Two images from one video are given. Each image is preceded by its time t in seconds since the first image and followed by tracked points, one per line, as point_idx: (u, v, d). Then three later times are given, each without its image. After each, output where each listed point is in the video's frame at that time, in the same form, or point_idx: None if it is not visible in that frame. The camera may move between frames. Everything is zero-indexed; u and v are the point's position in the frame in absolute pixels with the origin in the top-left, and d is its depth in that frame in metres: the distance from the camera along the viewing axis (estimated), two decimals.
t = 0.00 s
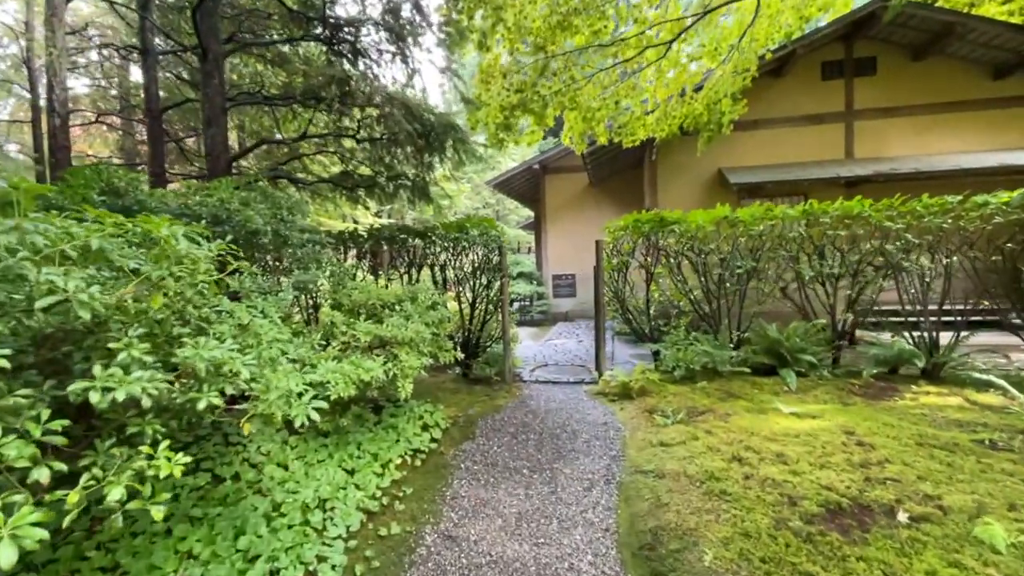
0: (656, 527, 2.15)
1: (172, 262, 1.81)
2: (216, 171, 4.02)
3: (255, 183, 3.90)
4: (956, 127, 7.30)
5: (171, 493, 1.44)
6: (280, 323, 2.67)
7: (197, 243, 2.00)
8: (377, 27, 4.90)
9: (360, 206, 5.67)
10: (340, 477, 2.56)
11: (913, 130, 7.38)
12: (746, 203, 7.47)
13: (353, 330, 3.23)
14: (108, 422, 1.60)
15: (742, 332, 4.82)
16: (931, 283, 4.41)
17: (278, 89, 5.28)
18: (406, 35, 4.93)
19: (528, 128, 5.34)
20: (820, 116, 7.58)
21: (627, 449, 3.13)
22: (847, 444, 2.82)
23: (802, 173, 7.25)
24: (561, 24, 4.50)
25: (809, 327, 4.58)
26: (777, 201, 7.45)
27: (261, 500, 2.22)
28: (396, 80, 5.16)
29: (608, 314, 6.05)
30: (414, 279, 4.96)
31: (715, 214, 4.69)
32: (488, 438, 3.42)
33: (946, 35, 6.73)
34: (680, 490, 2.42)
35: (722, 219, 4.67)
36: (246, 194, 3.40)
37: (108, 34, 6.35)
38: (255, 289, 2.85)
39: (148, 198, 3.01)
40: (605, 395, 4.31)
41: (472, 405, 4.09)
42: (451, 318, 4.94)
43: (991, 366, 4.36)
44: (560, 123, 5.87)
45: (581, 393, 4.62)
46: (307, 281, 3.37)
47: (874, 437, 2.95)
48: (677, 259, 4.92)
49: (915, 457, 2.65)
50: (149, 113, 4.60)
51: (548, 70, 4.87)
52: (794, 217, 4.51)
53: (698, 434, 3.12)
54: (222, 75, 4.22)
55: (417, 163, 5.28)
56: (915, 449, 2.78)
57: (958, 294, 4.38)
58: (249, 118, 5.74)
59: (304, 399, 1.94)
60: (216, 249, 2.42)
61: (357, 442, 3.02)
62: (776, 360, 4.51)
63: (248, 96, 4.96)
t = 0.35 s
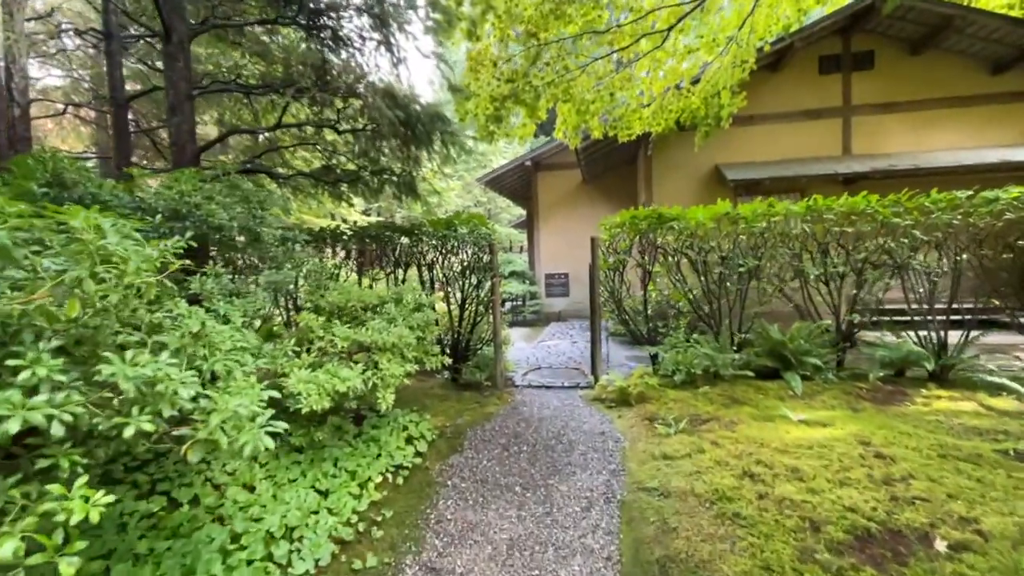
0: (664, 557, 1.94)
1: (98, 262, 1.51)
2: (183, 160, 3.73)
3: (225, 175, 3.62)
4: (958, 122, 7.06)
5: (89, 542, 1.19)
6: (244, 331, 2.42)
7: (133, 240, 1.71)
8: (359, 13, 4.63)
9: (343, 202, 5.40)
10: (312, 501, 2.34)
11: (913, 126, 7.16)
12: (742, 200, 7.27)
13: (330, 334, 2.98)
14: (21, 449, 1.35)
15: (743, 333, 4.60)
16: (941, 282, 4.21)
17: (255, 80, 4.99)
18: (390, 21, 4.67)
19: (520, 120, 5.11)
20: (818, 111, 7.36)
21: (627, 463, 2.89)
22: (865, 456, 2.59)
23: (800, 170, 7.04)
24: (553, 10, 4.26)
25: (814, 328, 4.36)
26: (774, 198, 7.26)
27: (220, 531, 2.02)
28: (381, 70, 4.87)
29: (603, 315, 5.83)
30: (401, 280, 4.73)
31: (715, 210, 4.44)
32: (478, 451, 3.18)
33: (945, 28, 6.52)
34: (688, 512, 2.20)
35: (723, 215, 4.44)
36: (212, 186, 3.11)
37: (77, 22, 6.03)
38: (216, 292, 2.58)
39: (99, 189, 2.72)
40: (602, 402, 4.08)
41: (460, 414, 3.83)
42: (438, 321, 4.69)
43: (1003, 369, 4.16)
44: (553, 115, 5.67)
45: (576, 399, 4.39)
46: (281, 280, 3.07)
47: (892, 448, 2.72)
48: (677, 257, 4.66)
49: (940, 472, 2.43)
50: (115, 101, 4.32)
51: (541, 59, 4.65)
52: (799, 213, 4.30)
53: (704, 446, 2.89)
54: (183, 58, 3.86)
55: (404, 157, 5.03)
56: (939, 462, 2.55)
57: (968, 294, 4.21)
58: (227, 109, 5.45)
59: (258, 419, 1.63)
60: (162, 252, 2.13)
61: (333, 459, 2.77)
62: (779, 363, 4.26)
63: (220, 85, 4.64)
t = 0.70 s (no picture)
0: None
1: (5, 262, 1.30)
2: (147, 150, 3.48)
3: (194, 168, 3.35)
4: (961, 116, 6.90)
5: None
6: (206, 339, 2.17)
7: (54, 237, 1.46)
8: None
9: (327, 197, 5.14)
10: (282, 527, 2.18)
11: (915, 120, 6.99)
12: (741, 197, 7.09)
13: (308, 339, 2.77)
14: None
15: (746, 335, 4.40)
16: (952, 281, 4.03)
17: (232, 68, 4.72)
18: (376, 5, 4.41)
19: (513, 112, 4.88)
20: (818, 105, 7.17)
21: (630, 479, 2.68)
22: (888, 471, 2.38)
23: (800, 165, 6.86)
24: None
25: (820, 329, 4.17)
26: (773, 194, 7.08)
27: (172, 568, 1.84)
28: (368, 57, 4.65)
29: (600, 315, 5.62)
30: (388, 279, 4.49)
31: (719, 205, 4.22)
32: (469, 465, 2.97)
33: (948, 21, 6.33)
34: (701, 539, 1.99)
35: (726, 211, 4.22)
36: (176, 178, 2.85)
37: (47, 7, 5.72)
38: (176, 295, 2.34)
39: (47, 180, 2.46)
40: (599, 408, 3.87)
41: (450, 423, 3.60)
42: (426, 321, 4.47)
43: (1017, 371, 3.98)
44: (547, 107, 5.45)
45: (572, 404, 4.18)
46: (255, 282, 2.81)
47: (915, 461, 2.52)
48: (678, 255, 4.45)
49: (971, 489, 2.23)
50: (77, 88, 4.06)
51: (536, 46, 4.38)
52: (805, 208, 4.10)
53: (712, 459, 2.68)
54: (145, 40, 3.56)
55: (390, 150, 4.78)
56: (968, 477, 2.34)
57: (980, 293, 4.03)
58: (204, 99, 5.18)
59: (205, 449, 1.37)
60: (101, 253, 1.86)
61: (311, 476, 2.56)
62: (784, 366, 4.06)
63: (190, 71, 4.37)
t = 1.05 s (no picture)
0: None
1: None
2: (111, 136, 3.24)
3: (162, 156, 3.07)
4: (961, 113, 6.80)
5: None
6: (168, 345, 1.91)
7: None
8: None
9: (311, 192, 4.86)
10: (257, 558, 1.93)
11: (915, 117, 6.89)
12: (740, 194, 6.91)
13: (286, 343, 2.52)
14: None
15: (752, 336, 4.20)
16: (968, 279, 3.86)
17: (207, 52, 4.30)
18: None
19: (507, 104, 4.66)
20: (818, 100, 7.04)
21: (641, 494, 2.45)
22: (926, 487, 2.18)
23: (800, 161, 6.70)
24: None
25: (831, 330, 3.98)
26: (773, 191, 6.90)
27: None
28: (356, 40, 4.32)
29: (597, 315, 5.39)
30: (376, 279, 4.24)
31: (728, 200, 3.99)
32: (464, 480, 2.73)
33: (953, 13, 6.19)
34: (731, 569, 1.78)
35: (734, 207, 4.00)
36: (138, 164, 2.57)
37: None
38: (135, 295, 2.07)
39: None
40: (601, 415, 3.64)
41: (442, 432, 3.35)
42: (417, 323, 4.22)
43: None
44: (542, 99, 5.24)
45: (572, 409, 3.96)
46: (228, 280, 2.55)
47: (952, 475, 2.31)
48: (682, 253, 4.23)
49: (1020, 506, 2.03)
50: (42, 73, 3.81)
51: (532, 32, 4.16)
52: (816, 204, 3.90)
53: (731, 473, 2.46)
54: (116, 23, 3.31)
55: (379, 143, 4.52)
56: (1015, 494, 2.14)
57: (998, 292, 3.86)
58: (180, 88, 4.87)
59: (148, 485, 1.11)
60: (37, 246, 1.59)
61: (290, 495, 2.31)
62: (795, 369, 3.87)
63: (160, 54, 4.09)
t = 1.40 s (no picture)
0: None
1: None
2: (67, 122, 2.94)
3: (124, 143, 2.76)
4: (966, 106, 6.63)
5: None
6: (120, 360, 1.64)
7: None
8: None
9: (294, 184, 4.56)
10: None
11: (919, 109, 6.71)
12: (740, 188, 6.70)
13: (262, 353, 2.24)
14: None
15: (762, 338, 3.98)
16: (989, 277, 3.68)
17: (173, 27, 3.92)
18: None
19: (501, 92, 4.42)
20: (820, 92, 6.84)
21: (658, 517, 2.23)
22: (975, 512, 1.98)
23: (803, 154, 6.49)
24: None
25: (846, 331, 3.77)
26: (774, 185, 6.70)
27: None
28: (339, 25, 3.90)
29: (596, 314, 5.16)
30: (363, 278, 3.97)
31: (737, 194, 3.78)
32: (461, 501, 2.48)
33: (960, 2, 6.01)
34: None
35: (744, 200, 3.78)
36: (93, 152, 2.27)
37: None
38: (83, 301, 1.79)
39: None
40: (605, 423, 3.41)
41: (435, 444, 3.10)
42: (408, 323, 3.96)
43: None
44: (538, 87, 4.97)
45: (573, 415, 3.73)
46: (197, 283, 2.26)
47: (999, 496, 2.11)
48: (690, 249, 3.97)
49: None
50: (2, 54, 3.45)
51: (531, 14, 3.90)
52: (831, 197, 3.70)
53: (756, 493, 2.24)
54: None
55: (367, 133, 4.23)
56: None
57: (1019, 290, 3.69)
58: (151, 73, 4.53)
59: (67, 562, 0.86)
60: None
61: (267, 524, 2.06)
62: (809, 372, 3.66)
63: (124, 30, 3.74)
